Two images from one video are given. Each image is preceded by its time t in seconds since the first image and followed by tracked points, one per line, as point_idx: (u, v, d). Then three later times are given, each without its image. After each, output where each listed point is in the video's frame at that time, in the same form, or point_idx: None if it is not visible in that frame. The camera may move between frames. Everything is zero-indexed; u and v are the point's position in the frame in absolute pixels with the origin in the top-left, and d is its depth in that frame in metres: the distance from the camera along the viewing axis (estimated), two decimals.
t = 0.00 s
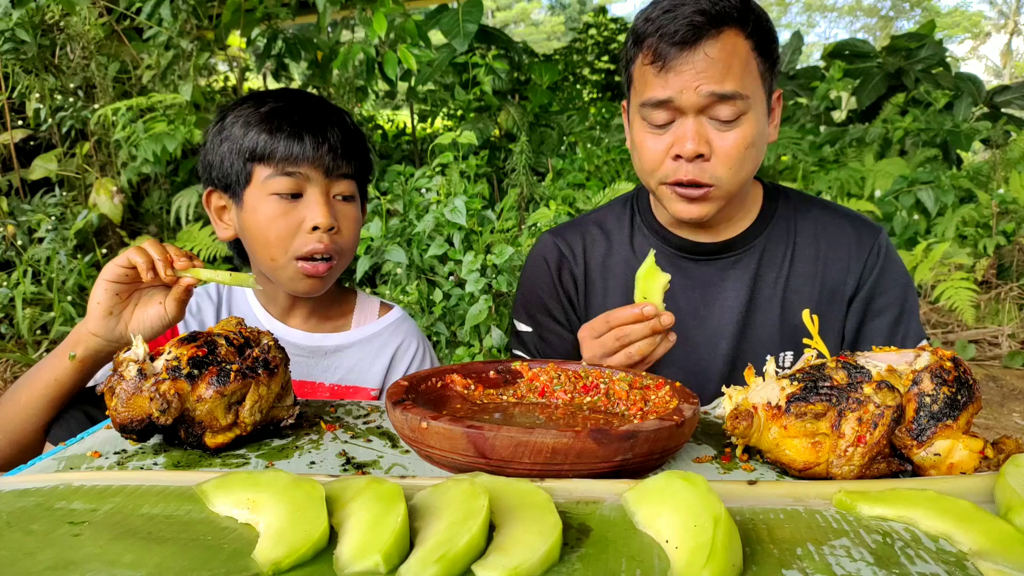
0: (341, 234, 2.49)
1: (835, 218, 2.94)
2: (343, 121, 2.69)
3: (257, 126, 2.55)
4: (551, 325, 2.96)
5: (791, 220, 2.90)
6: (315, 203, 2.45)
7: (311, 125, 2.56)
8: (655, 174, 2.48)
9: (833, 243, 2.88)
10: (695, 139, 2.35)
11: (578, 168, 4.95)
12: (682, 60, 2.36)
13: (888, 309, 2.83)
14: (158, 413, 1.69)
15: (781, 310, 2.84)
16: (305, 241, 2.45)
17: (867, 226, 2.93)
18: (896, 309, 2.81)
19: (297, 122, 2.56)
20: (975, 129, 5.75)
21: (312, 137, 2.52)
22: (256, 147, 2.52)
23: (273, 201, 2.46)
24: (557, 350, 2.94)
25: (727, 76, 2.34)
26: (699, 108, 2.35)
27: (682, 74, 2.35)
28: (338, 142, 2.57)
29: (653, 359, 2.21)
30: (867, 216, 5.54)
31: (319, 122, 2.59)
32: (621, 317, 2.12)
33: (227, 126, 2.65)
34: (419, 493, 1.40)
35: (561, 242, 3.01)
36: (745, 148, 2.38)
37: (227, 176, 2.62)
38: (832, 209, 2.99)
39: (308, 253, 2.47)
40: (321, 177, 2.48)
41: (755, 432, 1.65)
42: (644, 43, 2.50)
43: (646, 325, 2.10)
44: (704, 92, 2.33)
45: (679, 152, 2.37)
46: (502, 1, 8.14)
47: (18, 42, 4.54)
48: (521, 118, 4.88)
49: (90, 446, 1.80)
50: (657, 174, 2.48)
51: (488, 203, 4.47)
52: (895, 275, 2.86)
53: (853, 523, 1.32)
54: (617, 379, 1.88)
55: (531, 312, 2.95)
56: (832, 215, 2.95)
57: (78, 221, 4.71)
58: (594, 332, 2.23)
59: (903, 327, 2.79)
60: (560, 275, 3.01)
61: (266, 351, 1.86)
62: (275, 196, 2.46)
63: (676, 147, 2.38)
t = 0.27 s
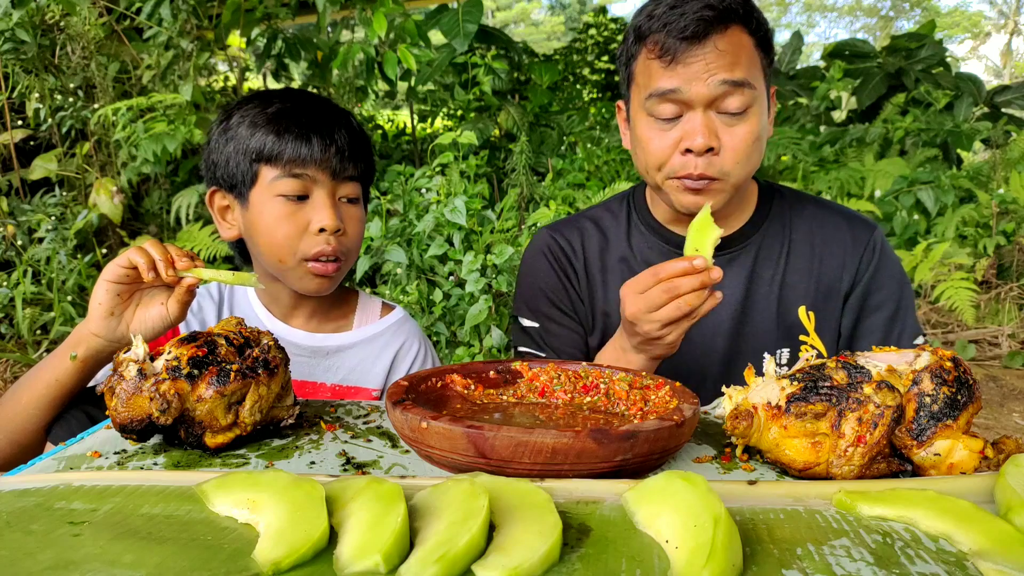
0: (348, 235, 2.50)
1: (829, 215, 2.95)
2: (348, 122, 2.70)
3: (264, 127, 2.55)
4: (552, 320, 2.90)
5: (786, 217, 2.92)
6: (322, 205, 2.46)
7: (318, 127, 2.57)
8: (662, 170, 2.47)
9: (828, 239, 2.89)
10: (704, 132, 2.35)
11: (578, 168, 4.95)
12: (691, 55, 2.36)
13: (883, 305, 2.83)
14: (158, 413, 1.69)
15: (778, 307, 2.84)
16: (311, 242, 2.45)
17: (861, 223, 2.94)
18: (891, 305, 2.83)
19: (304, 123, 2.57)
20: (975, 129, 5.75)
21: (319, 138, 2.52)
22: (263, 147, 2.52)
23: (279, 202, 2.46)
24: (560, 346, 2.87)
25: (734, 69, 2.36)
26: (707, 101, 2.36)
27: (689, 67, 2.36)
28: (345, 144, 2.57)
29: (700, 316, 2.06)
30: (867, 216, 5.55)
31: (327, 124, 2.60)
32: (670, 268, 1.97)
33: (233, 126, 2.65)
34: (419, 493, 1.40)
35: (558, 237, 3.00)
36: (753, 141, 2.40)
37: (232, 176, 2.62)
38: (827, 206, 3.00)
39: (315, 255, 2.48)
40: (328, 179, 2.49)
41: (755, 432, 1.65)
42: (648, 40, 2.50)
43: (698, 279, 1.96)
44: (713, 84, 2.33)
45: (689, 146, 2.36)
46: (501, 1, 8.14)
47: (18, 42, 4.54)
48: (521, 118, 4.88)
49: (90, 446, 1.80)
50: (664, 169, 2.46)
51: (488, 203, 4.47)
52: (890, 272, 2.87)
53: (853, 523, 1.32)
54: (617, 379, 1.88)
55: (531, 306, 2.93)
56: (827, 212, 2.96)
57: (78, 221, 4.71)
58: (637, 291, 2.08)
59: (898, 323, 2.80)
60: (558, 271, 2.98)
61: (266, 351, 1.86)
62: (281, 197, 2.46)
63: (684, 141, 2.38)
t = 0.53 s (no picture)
0: (319, 245, 2.47)
1: (826, 214, 2.96)
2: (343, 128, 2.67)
3: (253, 128, 2.56)
4: (565, 312, 2.85)
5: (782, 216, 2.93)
6: (295, 212, 2.43)
7: (305, 132, 2.55)
8: (681, 168, 2.46)
9: (825, 238, 2.90)
10: (721, 125, 2.35)
11: (578, 168, 4.96)
12: (699, 53, 2.37)
13: (881, 302, 2.83)
14: (158, 413, 1.69)
15: (777, 306, 2.83)
16: (280, 249, 2.44)
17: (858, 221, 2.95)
18: (888, 302, 2.82)
19: (298, 128, 2.56)
20: (975, 129, 5.75)
21: (303, 145, 2.50)
22: (249, 150, 2.53)
23: (254, 206, 2.47)
24: (579, 332, 2.81)
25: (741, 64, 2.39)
26: (719, 96, 2.37)
27: (698, 65, 2.37)
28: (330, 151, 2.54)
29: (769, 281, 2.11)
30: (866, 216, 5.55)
31: (317, 129, 2.58)
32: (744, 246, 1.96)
33: (229, 125, 2.67)
34: (419, 493, 1.40)
35: (559, 233, 3.00)
36: (764, 131, 2.43)
37: (223, 174, 2.65)
38: (823, 205, 3.01)
39: (284, 261, 2.47)
40: (304, 187, 2.46)
41: (755, 432, 1.65)
42: (646, 44, 2.49)
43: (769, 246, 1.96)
44: (724, 78, 2.36)
45: (709, 141, 2.36)
46: (502, 1, 8.14)
47: (18, 42, 4.54)
48: (521, 118, 4.88)
49: (90, 446, 1.80)
50: (683, 168, 2.45)
51: (488, 204, 4.47)
52: (887, 269, 2.88)
53: (853, 523, 1.32)
54: (617, 379, 1.88)
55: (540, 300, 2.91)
56: (823, 211, 2.97)
57: (78, 221, 4.71)
58: (710, 283, 2.03)
59: (896, 320, 2.79)
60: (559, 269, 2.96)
61: (266, 351, 1.86)
62: (257, 201, 2.47)
63: (703, 137, 2.37)
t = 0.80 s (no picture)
0: (296, 240, 2.46)
1: (826, 216, 2.96)
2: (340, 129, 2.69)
3: (250, 125, 2.60)
4: (555, 327, 2.87)
5: (783, 218, 2.91)
6: (276, 206, 2.44)
7: (298, 129, 2.57)
8: (681, 162, 2.45)
9: (825, 240, 2.90)
10: (723, 124, 2.34)
11: (578, 167, 4.95)
12: (709, 47, 2.36)
13: (880, 304, 2.84)
14: (158, 413, 1.69)
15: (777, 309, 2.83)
16: (258, 242, 2.44)
17: (857, 223, 2.95)
18: (888, 305, 2.83)
19: (299, 128, 2.58)
20: (975, 130, 5.75)
21: (293, 141, 2.52)
22: (244, 145, 2.57)
23: (240, 199, 2.49)
24: (567, 349, 2.83)
25: (748, 64, 2.38)
26: (724, 94, 2.36)
27: (705, 61, 2.36)
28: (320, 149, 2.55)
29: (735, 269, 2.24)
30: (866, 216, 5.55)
31: (317, 130, 2.61)
32: (702, 223, 2.18)
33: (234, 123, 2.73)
34: (419, 493, 1.40)
35: (557, 241, 2.99)
36: (767, 134, 2.42)
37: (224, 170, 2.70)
38: (822, 207, 3.01)
39: (262, 255, 2.46)
40: (288, 181, 2.47)
41: (756, 432, 1.65)
42: (657, 34, 2.50)
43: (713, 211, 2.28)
44: (730, 78, 2.34)
45: (709, 138, 2.35)
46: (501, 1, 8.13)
47: (18, 42, 4.54)
48: (521, 118, 4.88)
49: (90, 446, 1.80)
50: (683, 162, 2.45)
51: (488, 204, 4.47)
52: (886, 272, 2.88)
53: (853, 523, 1.32)
54: (617, 379, 1.88)
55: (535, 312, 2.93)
56: (822, 213, 2.97)
57: (78, 221, 4.71)
58: (672, 253, 2.22)
59: (895, 322, 2.80)
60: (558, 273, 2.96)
61: (266, 351, 1.86)
62: (243, 195, 2.49)
63: (704, 134, 2.37)
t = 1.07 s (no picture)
0: (287, 236, 2.45)
1: (825, 219, 2.95)
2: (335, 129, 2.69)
3: (245, 123, 2.61)
4: (553, 324, 2.86)
5: (782, 221, 2.91)
6: (267, 203, 2.43)
7: (292, 127, 2.58)
8: (669, 179, 2.46)
9: (824, 243, 2.89)
10: (712, 145, 2.35)
11: (578, 167, 4.95)
12: (704, 66, 2.36)
13: (878, 308, 2.84)
14: (158, 413, 1.69)
15: (774, 312, 2.84)
16: (249, 239, 2.43)
17: (857, 226, 2.95)
18: (887, 309, 2.83)
19: (297, 127, 2.58)
20: (975, 130, 5.75)
21: (286, 138, 2.52)
22: (237, 144, 2.57)
23: (233, 196, 2.49)
24: (566, 346, 2.83)
25: (745, 86, 2.37)
26: (717, 115, 2.36)
27: (700, 80, 2.36)
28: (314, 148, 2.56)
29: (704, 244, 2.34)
30: (866, 216, 5.55)
31: (314, 129, 2.62)
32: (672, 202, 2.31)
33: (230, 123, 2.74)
34: (420, 493, 1.40)
35: (557, 240, 2.99)
36: (758, 159, 2.41)
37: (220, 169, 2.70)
38: (822, 210, 3.00)
39: (253, 251, 2.45)
40: (279, 178, 2.47)
41: (755, 432, 1.65)
42: (658, 45, 2.49)
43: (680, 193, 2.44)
44: (723, 100, 2.33)
45: (696, 158, 2.37)
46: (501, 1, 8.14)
47: (18, 42, 4.54)
48: (521, 117, 4.88)
49: (90, 446, 1.80)
50: (671, 179, 2.46)
51: (488, 203, 4.47)
52: (885, 276, 2.88)
53: (853, 523, 1.32)
54: (617, 379, 1.88)
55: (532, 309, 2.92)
56: (822, 216, 2.96)
57: (78, 221, 4.71)
58: (643, 230, 2.34)
59: (894, 327, 2.80)
60: (556, 271, 2.96)
61: (266, 351, 1.86)
62: (235, 191, 2.48)
63: (693, 152, 2.38)
